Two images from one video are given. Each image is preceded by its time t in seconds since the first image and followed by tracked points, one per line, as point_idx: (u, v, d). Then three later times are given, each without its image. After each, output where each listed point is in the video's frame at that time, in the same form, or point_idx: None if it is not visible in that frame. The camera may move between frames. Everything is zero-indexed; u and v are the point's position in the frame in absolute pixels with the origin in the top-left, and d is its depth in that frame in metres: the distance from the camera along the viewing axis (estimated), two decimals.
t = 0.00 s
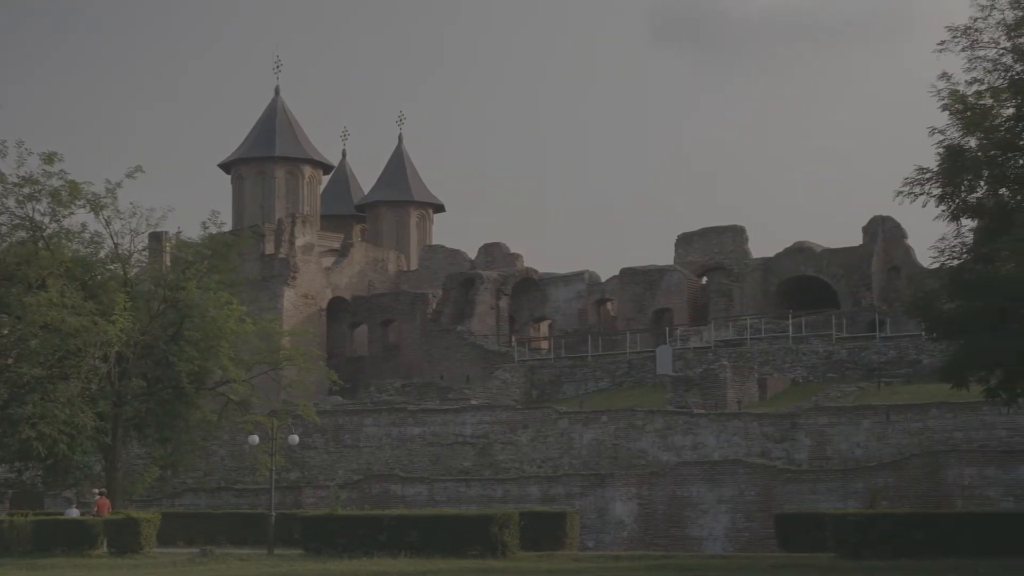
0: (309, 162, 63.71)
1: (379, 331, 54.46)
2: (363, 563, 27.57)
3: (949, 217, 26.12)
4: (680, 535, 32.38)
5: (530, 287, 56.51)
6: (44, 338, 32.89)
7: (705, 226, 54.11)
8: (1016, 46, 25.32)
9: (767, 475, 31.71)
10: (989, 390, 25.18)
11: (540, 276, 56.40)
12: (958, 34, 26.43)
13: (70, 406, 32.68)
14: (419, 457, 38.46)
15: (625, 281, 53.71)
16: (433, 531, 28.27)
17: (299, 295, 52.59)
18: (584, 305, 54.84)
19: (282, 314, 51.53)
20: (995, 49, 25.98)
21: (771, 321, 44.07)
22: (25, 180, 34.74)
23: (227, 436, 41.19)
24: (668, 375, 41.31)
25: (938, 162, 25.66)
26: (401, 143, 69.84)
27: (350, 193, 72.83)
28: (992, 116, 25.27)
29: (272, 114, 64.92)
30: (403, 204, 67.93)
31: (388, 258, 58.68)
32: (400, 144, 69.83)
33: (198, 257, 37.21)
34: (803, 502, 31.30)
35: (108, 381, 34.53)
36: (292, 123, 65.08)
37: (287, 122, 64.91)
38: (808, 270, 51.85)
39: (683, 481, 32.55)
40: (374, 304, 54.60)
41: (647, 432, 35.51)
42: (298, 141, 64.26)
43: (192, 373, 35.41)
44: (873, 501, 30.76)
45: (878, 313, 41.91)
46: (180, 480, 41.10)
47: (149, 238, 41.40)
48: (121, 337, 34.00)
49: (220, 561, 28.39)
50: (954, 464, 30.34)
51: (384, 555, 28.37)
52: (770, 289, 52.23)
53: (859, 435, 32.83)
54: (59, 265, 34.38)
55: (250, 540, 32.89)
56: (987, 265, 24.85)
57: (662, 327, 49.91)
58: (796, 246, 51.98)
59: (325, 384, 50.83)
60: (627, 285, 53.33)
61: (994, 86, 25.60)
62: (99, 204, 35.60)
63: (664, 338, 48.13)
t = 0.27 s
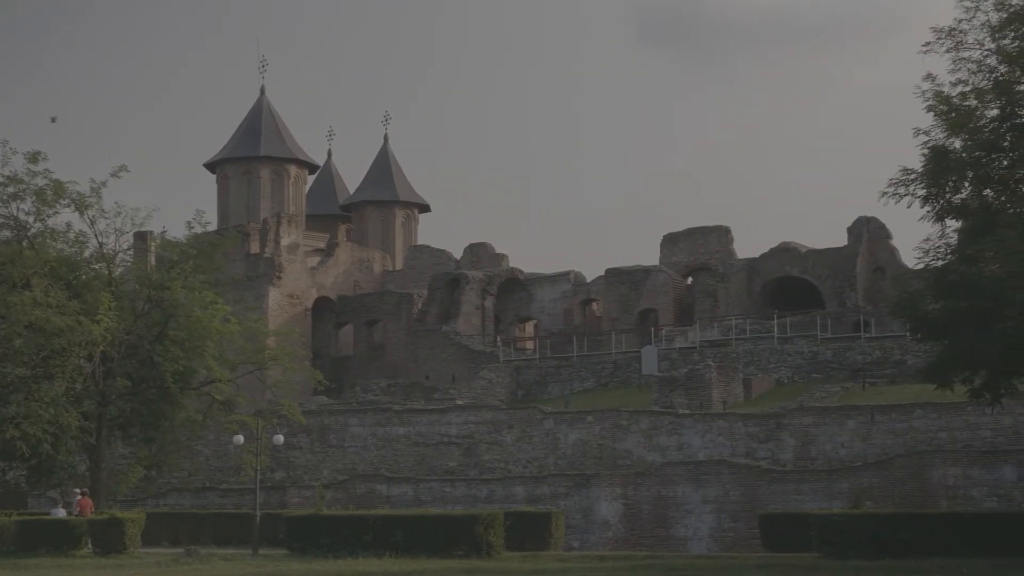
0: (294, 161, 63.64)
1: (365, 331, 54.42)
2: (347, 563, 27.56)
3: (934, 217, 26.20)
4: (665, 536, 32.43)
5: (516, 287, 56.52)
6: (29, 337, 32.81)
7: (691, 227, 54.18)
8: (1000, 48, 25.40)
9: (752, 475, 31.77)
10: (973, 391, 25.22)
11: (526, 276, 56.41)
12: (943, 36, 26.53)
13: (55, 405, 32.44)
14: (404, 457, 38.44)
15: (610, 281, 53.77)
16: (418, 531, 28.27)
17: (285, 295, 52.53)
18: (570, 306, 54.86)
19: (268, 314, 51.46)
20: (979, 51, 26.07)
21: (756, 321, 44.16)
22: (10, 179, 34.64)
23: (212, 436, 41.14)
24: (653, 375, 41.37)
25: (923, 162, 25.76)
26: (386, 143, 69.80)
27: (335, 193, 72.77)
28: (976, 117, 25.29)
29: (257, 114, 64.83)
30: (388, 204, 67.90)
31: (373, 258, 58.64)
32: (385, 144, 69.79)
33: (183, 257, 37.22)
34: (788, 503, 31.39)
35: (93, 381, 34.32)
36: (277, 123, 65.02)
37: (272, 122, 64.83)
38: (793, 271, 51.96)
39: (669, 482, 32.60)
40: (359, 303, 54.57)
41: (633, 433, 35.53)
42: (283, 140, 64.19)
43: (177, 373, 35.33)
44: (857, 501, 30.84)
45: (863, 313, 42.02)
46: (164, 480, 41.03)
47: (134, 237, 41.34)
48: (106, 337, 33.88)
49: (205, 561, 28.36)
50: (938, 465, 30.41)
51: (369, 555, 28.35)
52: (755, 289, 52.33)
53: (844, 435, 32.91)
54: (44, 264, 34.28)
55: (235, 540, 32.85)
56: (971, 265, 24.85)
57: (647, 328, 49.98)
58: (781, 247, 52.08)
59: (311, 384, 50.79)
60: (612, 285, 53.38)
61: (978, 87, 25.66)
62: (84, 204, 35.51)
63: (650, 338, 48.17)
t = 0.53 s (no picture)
0: (278, 161, 63.54)
1: (348, 332, 54.39)
2: (330, 562, 27.57)
3: (917, 218, 26.31)
4: (649, 536, 32.47)
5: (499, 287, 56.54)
6: (12, 336, 32.69)
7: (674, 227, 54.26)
8: (982, 49, 25.45)
9: (735, 476, 31.86)
10: (955, 392, 25.28)
11: (509, 276, 56.43)
12: (926, 37, 26.59)
13: (37, 405, 32.31)
14: (387, 457, 38.41)
15: (594, 281, 53.85)
16: (402, 531, 28.26)
17: (268, 295, 52.45)
18: (553, 306, 54.89)
19: (251, 314, 51.38)
20: (962, 52, 26.12)
21: (739, 322, 44.26)
22: None
23: (195, 436, 41.06)
24: (637, 375, 41.44)
25: (906, 163, 25.84)
26: (370, 143, 69.74)
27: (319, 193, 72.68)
28: (959, 119, 25.44)
29: (241, 113, 64.71)
30: (372, 204, 67.87)
31: (356, 258, 58.58)
32: (369, 144, 69.73)
33: (166, 256, 37.18)
34: (771, 503, 31.47)
35: (75, 380, 34.14)
36: (261, 122, 64.93)
37: (256, 121, 64.73)
38: (776, 272, 52.09)
39: (652, 482, 32.64)
40: (343, 304, 54.55)
41: (616, 433, 35.55)
42: (267, 140, 64.09)
43: (159, 372, 35.28)
44: (840, 501, 30.93)
45: (845, 314, 42.13)
46: (147, 480, 40.94)
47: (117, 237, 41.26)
48: (88, 337, 33.78)
49: (188, 562, 28.33)
50: (920, 465, 30.49)
51: (352, 555, 28.33)
52: (739, 289, 52.44)
53: (827, 435, 32.99)
54: (26, 264, 34.15)
55: (219, 540, 32.80)
56: (954, 266, 24.98)
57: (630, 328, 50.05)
58: (764, 247, 52.21)
59: (294, 384, 50.72)
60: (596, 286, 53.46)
61: (961, 88, 25.71)
62: (67, 203, 35.43)
63: (633, 338, 48.22)
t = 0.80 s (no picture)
0: (260, 160, 63.44)
1: (330, 332, 54.36)
2: (312, 562, 27.60)
3: (898, 219, 26.36)
4: (631, 536, 32.52)
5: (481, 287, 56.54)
6: None
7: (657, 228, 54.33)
8: (964, 50, 25.51)
9: (717, 476, 31.94)
10: (936, 393, 25.35)
11: (492, 276, 56.44)
12: (908, 38, 26.67)
13: (18, 405, 32.31)
14: (369, 457, 38.39)
15: (576, 281, 53.91)
16: (384, 530, 28.25)
17: (249, 294, 52.37)
18: (535, 306, 54.91)
19: (232, 313, 51.29)
20: (943, 53, 26.19)
21: (721, 322, 44.34)
22: None
23: (176, 436, 40.98)
24: (619, 376, 41.49)
25: (888, 164, 25.93)
26: (352, 143, 69.67)
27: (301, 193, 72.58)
28: (940, 120, 25.52)
29: (223, 112, 64.58)
30: (354, 204, 67.81)
31: (338, 258, 58.52)
32: (351, 144, 69.66)
33: (147, 256, 37.10)
34: (753, 503, 31.54)
35: (56, 380, 34.13)
36: (243, 122, 64.81)
37: (238, 121, 64.61)
38: (758, 272, 52.22)
39: (634, 482, 32.69)
40: (325, 304, 54.50)
41: (598, 433, 35.56)
42: (249, 140, 63.98)
43: (141, 372, 35.14)
44: (822, 501, 31.01)
45: (827, 314, 42.25)
46: (128, 480, 40.84)
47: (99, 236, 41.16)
48: (69, 336, 33.68)
49: (169, 562, 28.33)
50: (902, 465, 30.59)
51: (334, 555, 28.32)
52: (720, 290, 52.55)
53: (808, 435, 33.07)
54: (8, 263, 34.07)
55: (200, 540, 32.74)
56: (935, 266, 25.04)
57: (613, 328, 50.11)
58: (746, 248, 52.32)
59: (276, 384, 50.64)
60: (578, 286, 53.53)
61: (943, 89, 25.77)
62: (49, 203, 35.33)
63: (615, 339, 48.28)
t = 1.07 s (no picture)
0: (245, 160, 63.35)
1: (315, 332, 54.33)
2: (296, 562, 27.60)
3: (883, 220, 26.41)
4: (615, 536, 32.55)
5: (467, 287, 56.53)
6: None
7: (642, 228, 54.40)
8: (948, 52, 25.56)
9: (701, 476, 31.99)
10: (920, 393, 25.35)
11: (477, 276, 56.43)
12: (892, 39, 26.74)
13: (2, 405, 32.27)
14: (354, 457, 38.35)
15: (561, 281, 53.96)
16: (368, 530, 28.23)
17: (234, 294, 52.28)
18: (520, 306, 54.90)
19: (217, 313, 51.20)
20: (928, 54, 26.24)
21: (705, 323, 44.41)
22: None
23: (161, 436, 40.90)
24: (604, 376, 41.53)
25: (872, 165, 25.99)
26: (337, 143, 69.61)
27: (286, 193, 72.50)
28: (925, 121, 25.59)
29: (208, 112, 64.48)
30: (339, 204, 67.74)
31: (323, 258, 58.44)
32: (336, 143, 69.61)
33: (132, 256, 37.02)
34: (737, 503, 31.61)
35: (40, 380, 33.97)
36: (228, 121, 64.71)
37: (223, 120, 64.51)
38: (742, 272, 52.31)
39: (619, 482, 32.72)
40: (309, 304, 54.46)
41: (583, 433, 35.56)
42: (234, 139, 63.88)
43: (125, 372, 35.01)
44: (806, 501, 31.09)
45: (812, 314, 42.33)
46: (113, 480, 40.75)
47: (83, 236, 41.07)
48: (53, 336, 33.54)
49: (153, 562, 28.29)
50: (886, 465, 30.67)
51: (318, 555, 28.29)
52: (705, 290, 52.63)
53: (793, 435, 33.14)
54: None
55: (184, 540, 32.67)
56: (919, 266, 25.11)
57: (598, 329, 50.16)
58: (731, 248, 52.40)
59: (261, 384, 50.57)
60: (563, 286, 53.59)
61: (927, 90, 25.80)
62: (32, 202, 35.24)
63: (600, 339, 48.32)
